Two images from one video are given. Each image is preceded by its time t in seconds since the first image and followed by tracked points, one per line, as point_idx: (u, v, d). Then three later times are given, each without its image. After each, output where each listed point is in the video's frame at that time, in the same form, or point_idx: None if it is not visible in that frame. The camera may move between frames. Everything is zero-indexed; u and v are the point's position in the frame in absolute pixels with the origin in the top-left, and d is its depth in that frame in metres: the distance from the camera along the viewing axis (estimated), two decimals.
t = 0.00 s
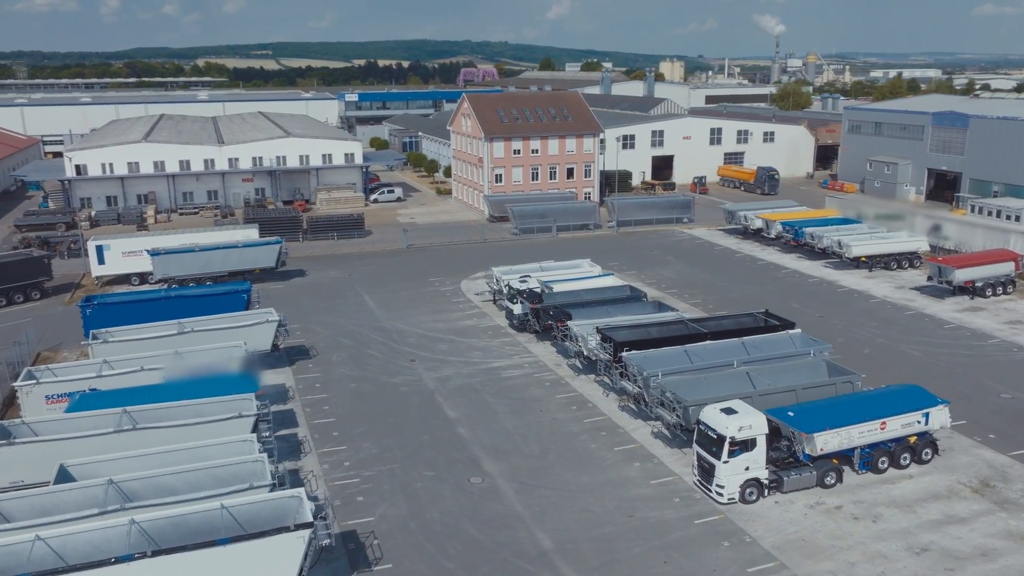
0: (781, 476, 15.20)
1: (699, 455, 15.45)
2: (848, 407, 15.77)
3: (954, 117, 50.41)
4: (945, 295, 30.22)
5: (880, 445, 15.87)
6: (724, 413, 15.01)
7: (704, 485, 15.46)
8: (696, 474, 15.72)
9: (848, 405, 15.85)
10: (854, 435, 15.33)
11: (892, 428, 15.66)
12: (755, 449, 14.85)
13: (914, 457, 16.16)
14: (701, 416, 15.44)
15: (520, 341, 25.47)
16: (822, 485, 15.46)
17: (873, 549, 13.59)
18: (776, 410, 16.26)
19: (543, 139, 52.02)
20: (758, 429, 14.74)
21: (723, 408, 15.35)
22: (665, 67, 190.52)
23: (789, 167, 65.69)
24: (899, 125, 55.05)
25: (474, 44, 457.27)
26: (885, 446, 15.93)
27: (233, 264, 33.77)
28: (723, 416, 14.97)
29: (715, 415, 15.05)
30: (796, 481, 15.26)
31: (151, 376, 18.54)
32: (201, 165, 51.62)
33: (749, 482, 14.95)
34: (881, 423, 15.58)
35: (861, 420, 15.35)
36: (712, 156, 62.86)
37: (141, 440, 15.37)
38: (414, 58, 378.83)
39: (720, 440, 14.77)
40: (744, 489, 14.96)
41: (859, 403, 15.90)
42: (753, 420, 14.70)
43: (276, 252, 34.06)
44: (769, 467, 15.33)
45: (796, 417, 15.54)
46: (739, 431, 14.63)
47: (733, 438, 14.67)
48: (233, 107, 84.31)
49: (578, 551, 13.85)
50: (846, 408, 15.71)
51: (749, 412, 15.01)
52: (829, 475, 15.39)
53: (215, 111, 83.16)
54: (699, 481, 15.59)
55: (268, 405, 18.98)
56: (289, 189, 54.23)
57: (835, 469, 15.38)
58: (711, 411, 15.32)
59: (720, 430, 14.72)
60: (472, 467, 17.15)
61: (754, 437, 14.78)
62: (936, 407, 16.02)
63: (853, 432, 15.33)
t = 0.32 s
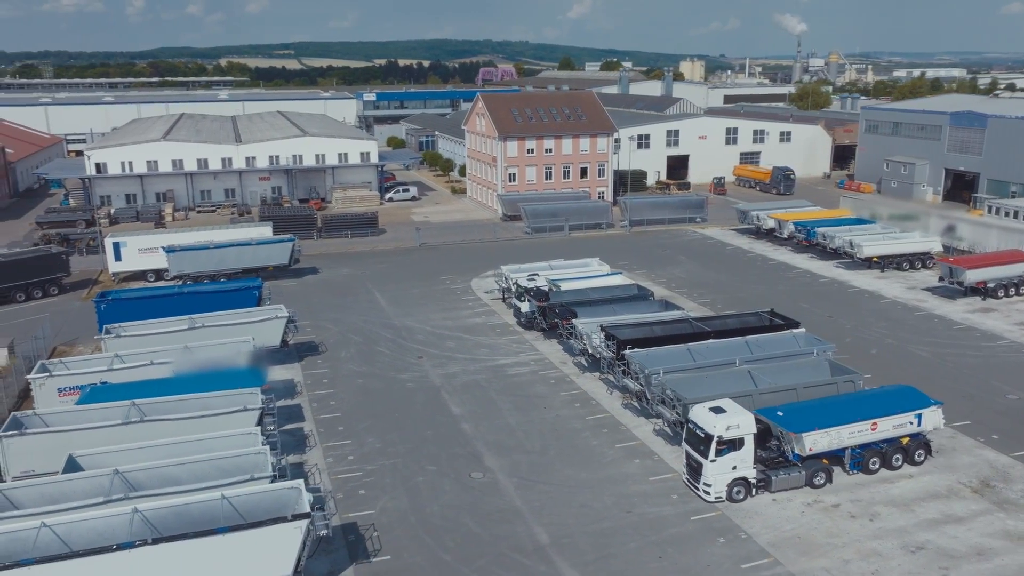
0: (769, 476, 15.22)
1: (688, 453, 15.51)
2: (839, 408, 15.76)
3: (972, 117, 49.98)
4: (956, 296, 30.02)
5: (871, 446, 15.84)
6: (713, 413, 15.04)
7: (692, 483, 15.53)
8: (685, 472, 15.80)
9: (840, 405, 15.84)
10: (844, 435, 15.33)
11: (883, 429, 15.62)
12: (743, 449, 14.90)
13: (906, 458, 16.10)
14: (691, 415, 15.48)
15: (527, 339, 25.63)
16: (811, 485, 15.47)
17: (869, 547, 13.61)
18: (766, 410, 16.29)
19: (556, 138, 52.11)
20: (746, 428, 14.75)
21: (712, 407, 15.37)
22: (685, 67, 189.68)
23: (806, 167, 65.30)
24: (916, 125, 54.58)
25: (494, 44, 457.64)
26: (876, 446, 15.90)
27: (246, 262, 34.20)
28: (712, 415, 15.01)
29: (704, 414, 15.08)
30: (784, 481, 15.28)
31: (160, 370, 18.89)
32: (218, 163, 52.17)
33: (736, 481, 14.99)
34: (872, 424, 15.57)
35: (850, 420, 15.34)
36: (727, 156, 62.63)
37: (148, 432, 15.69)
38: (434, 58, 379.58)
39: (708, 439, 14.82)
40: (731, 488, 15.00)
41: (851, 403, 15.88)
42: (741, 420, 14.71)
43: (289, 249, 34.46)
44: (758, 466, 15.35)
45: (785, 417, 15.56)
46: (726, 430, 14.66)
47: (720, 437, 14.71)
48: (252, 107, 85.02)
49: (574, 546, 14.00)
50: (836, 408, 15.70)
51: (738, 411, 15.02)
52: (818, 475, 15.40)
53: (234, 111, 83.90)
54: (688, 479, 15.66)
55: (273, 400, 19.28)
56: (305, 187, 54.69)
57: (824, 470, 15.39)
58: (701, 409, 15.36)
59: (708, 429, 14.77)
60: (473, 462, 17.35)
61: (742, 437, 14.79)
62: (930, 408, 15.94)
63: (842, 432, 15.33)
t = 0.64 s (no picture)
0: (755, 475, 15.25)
1: (675, 452, 15.56)
2: (827, 408, 15.76)
3: (988, 117, 49.53)
4: (966, 297, 29.86)
5: (860, 447, 15.82)
6: (700, 412, 15.04)
7: (679, 481, 15.58)
8: (672, 470, 15.85)
9: (828, 405, 15.85)
10: (832, 435, 15.33)
11: (872, 429, 15.61)
12: (728, 448, 14.90)
13: (895, 459, 16.07)
14: (678, 413, 15.50)
15: (532, 337, 25.79)
16: (798, 485, 15.48)
17: (861, 545, 13.67)
18: (754, 409, 16.32)
19: (569, 138, 52.20)
20: (731, 427, 14.75)
21: (699, 405, 15.38)
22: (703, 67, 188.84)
23: (821, 168, 64.92)
24: (933, 125, 54.13)
25: (512, 43, 457.89)
26: (864, 446, 15.88)
27: (258, 259, 34.58)
28: (698, 413, 15.02)
29: (690, 413, 15.10)
30: (771, 480, 15.30)
31: (167, 364, 19.23)
32: (234, 162, 52.68)
33: (722, 480, 15.03)
34: (861, 424, 15.56)
35: (837, 420, 15.35)
36: (741, 156, 62.41)
37: (153, 424, 16.01)
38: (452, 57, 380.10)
39: (693, 437, 14.84)
40: (716, 487, 15.04)
41: (840, 403, 15.88)
42: (726, 419, 14.72)
43: (300, 247, 34.82)
44: (744, 465, 15.37)
45: (772, 416, 15.60)
46: (712, 429, 14.66)
47: (705, 436, 14.73)
48: (270, 106, 85.73)
49: (568, 540, 14.14)
50: (824, 409, 15.71)
51: (724, 410, 15.02)
52: (805, 475, 15.41)
53: (252, 110, 84.62)
54: (675, 478, 15.70)
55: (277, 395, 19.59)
56: (319, 186, 55.12)
57: (811, 470, 15.40)
58: (687, 407, 15.38)
59: (693, 427, 14.78)
60: (473, 458, 17.54)
61: (727, 436, 14.80)
62: (920, 409, 15.90)
63: (830, 432, 15.33)
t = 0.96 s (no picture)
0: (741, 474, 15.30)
1: (661, 450, 15.65)
2: (815, 408, 15.79)
3: (1005, 118, 49.08)
4: (975, 298, 29.66)
5: (848, 447, 15.82)
6: (686, 410, 15.09)
7: (665, 479, 15.69)
8: (659, 468, 15.95)
9: (817, 406, 15.87)
10: (819, 435, 15.35)
11: (859, 430, 15.60)
12: (714, 447, 14.97)
13: (884, 460, 16.05)
14: (665, 411, 15.56)
15: (537, 335, 25.94)
16: (784, 484, 15.52)
17: (854, 544, 13.71)
18: (742, 409, 16.37)
19: (580, 137, 52.25)
20: (718, 425, 14.78)
21: (686, 403, 15.41)
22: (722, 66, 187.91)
23: (836, 168, 64.50)
24: (949, 126, 53.68)
25: (530, 43, 457.78)
26: (852, 447, 15.88)
27: (269, 257, 34.95)
28: (684, 411, 15.07)
29: (676, 411, 15.15)
30: (758, 479, 15.34)
31: (174, 359, 19.56)
32: (249, 161, 53.19)
33: (707, 478, 15.10)
34: (849, 425, 15.55)
35: (824, 420, 15.36)
36: (755, 156, 62.18)
37: (157, 417, 16.31)
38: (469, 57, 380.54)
39: (679, 435, 14.89)
40: (702, 485, 15.12)
41: (829, 404, 15.90)
42: (713, 418, 14.74)
43: (311, 245, 35.15)
44: (730, 464, 15.43)
45: (759, 416, 15.65)
46: (697, 428, 14.71)
47: (691, 434, 14.78)
48: (287, 105, 86.36)
49: (562, 536, 14.28)
50: (811, 409, 15.72)
51: (711, 408, 15.04)
52: (792, 475, 15.45)
53: (269, 110, 85.26)
54: (661, 476, 15.80)
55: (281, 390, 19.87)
56: (333, 185, 55.53)
57: (798, 469, 15.43)
58: (674, 405, 15.43)
59: (679, 426, 14.84)
60: (472, 454, 17.73)
61: (713, 434, 14.84)
62: (910, 410, 15.86)
63: (817, 432, 15.36)
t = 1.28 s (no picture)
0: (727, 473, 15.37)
1: (649, 447, 15.77)
2: (804, 408, 15.84)
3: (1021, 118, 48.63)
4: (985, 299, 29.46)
5: (837, 447, 15.84)
6: (673, 407, 15.21)
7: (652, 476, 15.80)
8: (648, 466, 16.06)
9: (806, 405, 15.93)
10: (806, 435, 15.41)
11: (848, 430, 15.63)
12: (701, 444, 15.07)
13: (874, 460, 16.04)
14: (653, 408, 15.70)
15: (542, 333, 26.09)
16: (772, 483, 15.56)
17: (846, 542, 13.76)
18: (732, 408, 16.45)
19: (592, 137, 52.30)
20: (704, 423, 14.89)
21: (674, 401, 15.53)
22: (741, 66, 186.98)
23: (852, 168, 64.07)
24: (965, 125, 53.22)
25: (548, 43, 457.35)
26: (841, 447, 15.90)
27: (280, 254, 35.32)
28: (671, 409, 15.20)
29: (664, 408, 15.28)
30: (745, 478, 15.40)
31: (181, 354, 19.90)
32: (263, 159, 53.69)
33: (694, 476, 15.21)
34: (837, 424, 15.58)
35: (811, 419, 15.42)
36: (769, 156, 61.93)
37: (162, 410, 16.65)
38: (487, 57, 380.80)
39: (666, 432, 15.02)
40: (688, 483, 15.22)
41: (818, 403, 15.95)
42: (699, 416, 14.86)
43: (321, 243, 35.48)
44: (717, 462, 15.52)
45: (747, 414, 15.74)
46: (684, 425, 14.83)
47: (677, 432, 14.91)
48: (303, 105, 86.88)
49: (555, 531, 14.43)
50: (799, 408, 15.78)
51: (698, 406, 15.16)
52: (779, 474, 15.49)
53: (286, 109, 85.85)
54: (650, 473, 15.92)
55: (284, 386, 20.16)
56: (346, 184, 55.94)
57: (785, 469, 15.48)
58: (662, 402, 15.56)
59: (666, 423, 14.97)
60: (472, 449, 17.91)
61: (700, 432, 14.96)
62: (899, 411, 15.87)
63: (805, 431, 15.41)
